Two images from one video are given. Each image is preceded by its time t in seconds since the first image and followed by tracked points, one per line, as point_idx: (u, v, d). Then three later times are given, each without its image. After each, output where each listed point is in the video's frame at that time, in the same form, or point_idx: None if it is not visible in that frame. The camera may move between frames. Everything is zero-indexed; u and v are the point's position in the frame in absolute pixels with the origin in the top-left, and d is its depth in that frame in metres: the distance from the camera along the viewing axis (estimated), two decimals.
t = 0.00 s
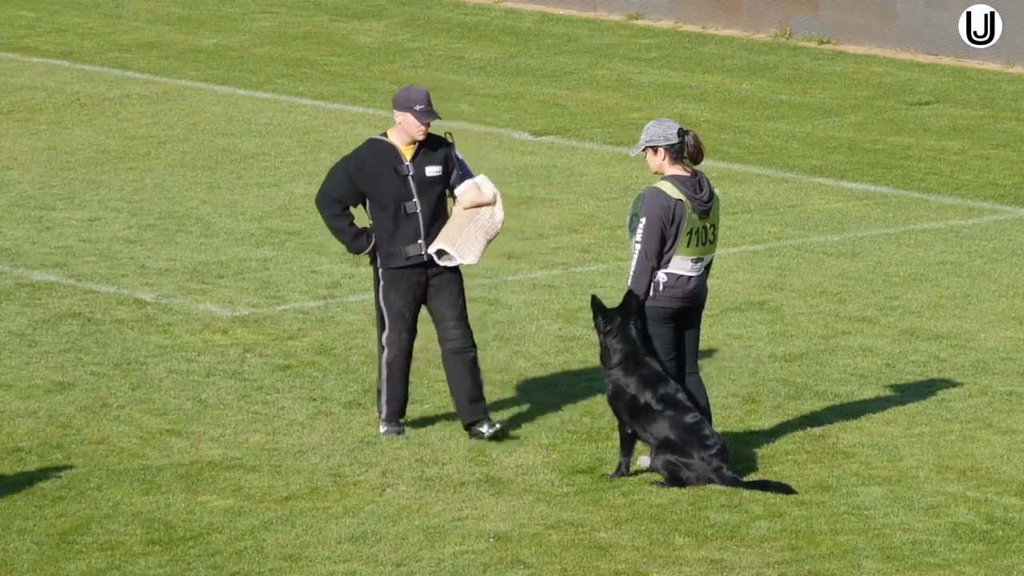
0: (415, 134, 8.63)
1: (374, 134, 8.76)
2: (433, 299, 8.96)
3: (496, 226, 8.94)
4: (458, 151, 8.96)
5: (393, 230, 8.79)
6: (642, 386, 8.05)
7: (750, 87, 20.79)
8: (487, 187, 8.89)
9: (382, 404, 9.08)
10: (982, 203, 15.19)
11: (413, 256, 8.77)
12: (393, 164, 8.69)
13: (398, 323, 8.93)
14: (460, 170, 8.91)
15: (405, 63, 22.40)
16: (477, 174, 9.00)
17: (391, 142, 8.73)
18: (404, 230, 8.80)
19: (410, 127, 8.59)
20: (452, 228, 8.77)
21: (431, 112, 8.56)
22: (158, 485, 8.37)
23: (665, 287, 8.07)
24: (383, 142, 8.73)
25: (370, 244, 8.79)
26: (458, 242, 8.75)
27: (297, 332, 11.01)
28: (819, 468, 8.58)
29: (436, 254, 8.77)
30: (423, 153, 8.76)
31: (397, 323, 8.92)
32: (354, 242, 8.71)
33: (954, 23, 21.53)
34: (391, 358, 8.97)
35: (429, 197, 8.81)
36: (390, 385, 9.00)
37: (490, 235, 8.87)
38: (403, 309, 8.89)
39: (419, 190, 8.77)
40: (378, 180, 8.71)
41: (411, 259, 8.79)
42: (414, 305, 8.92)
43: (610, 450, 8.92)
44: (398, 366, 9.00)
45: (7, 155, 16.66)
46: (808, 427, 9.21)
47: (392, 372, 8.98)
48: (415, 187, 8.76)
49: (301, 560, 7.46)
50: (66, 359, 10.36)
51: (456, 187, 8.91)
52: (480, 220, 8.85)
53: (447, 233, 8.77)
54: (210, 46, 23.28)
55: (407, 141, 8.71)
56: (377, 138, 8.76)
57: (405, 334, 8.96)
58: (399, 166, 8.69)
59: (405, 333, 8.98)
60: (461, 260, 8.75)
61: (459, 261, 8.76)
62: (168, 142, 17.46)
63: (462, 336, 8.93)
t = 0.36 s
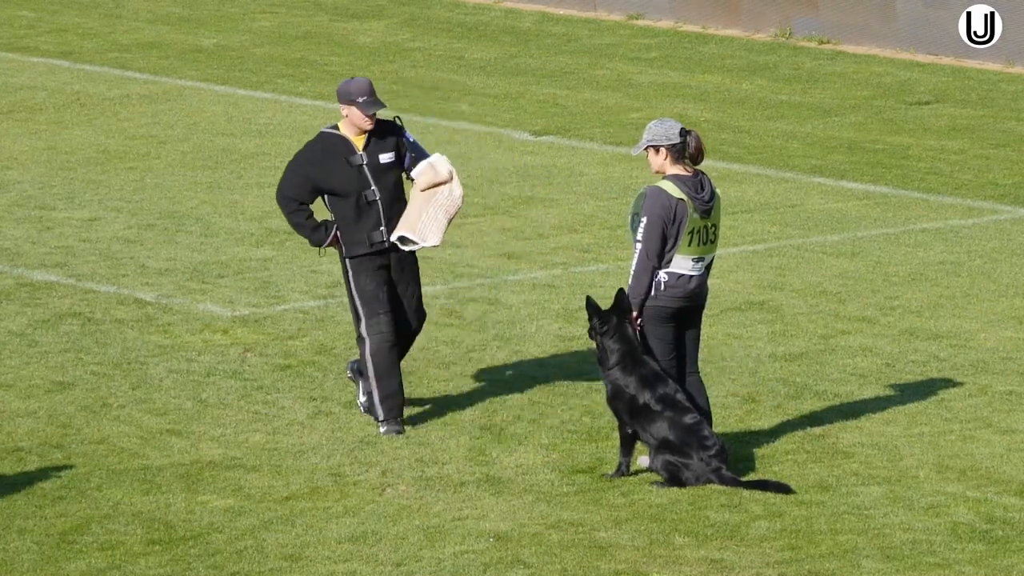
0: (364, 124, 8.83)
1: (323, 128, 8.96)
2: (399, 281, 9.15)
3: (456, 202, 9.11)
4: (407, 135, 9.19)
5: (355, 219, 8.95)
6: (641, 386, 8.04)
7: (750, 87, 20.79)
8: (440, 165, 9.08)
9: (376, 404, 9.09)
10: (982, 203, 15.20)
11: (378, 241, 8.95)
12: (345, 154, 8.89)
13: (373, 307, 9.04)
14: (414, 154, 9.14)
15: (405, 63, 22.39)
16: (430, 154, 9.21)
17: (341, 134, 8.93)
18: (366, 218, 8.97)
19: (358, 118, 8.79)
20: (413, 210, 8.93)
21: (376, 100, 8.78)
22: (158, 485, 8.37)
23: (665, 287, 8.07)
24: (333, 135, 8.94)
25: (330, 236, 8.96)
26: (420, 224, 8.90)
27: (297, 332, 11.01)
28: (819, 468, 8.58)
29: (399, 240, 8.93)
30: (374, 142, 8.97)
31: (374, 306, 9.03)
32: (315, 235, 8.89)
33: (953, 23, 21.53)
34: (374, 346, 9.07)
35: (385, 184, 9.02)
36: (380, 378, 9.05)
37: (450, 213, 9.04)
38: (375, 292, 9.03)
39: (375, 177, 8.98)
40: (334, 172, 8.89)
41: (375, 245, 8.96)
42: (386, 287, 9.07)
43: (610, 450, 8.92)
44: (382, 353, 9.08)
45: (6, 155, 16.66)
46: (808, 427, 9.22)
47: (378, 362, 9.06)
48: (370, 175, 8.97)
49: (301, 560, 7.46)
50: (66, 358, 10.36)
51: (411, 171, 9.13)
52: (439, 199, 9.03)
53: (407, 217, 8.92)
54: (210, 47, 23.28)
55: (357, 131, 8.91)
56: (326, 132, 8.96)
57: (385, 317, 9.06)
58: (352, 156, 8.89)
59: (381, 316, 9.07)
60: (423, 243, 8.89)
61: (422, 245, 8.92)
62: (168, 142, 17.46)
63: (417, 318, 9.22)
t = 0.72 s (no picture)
0: (333, 103, 9.11)
1: (292, 107, 9.27)
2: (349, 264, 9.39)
3: (408, 202, 9.47)
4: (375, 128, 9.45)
5: (308, 197, 9.22)
6: (640, 387, 8.03)
7: (750, 87, 20.79)
8: (400, 163, 9.43)
9: (319, 378, 9.38)
10: (982, 203, 15.20)
11: (327, 221, 9.19)
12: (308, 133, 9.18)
13: (320, 286, 9.31)
14: (377, 146, 9.41)
15: (405, 63, 22.39)
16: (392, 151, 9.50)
17: (308, 114, 9.23)
18: (319, 198, 9.24)
19: (329, 96, 9.08)
20: (367, 197, 9.23)
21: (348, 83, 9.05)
22: (158, 485, 8.37)
23: (666, 287, 8.06)
24: (301, 113, 9.23)
25: (281, 211, 9.24)
26: (372, 211, 9.23)
27: (297, 331, 11.03)
28: (819, 468, 8.58)
29: (349, 223, 9.20)
30: (339, 125, 9.24)
31: (320, 285, 9.30)
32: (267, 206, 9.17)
33: (954, 23, 21.54)
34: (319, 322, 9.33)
35: (344, 168, 9.27)
36: (322, 354, 9.32)
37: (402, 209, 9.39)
38: (323, 272, 9.29)
39: (334, 159, 9.23)
40: (295, 149, 9.18)
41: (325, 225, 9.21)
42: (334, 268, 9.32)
43: (609, 450, 8.91)
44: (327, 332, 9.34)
45: (7, 155, 16.66)
46: (807, 428, 9.22)
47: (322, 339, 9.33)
48: (329, 157, 9.22)
49: (301, 560, 7.46)
50: (66, 359, 10.36)
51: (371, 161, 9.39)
52: (394, 194, 9.37)
53: (362, 202, 9.22)
54: (210, 47, 23.27)
55: (325, 112, 9.21)
56: (295, 110, 9.26)
57: (331, 297, 9.33)
58: (315, 136, 9.17)
59: (327, 296, 9.33)
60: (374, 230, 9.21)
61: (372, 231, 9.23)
62: (168, 142, 17.46)
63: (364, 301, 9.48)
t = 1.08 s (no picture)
0: (278, 108, 9.24)
1: (237, 111, 9.36)
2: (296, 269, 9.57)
3: (357, 195, 9.66)
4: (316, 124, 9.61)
5: (261, 201, 9.37)
6: (640, 387, 8.03)
7: (750, 87, 20.79)
8: (345, 158, 9.59)
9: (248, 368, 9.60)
10: (982, 203, 15.21)
11: (279, 226, 9.37)
12: (255, 137, 9.30)
13: (264, 291, 9.51)
14: (321, 142, 9.57)
15: (405, 63, 22.40)
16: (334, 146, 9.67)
17: (254, 118, 9.33)
18: (271, 201, 9.40)
19: (274, 101, 9.20)
20: (317, 197, 9.43)
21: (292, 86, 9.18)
22: (158, 485, 8.37)
23: (667, 287, 8.06)
24: (247, 118, 9.33)
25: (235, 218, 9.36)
26: (324, 212, 9.42)
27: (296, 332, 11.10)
28: (819, 468, 8.58)
29: (303, 224, 9.40)
30: (286, 127, 9.38)
31: (263, 289, 9.50)
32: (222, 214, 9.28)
33: (954, 22, 21.54)
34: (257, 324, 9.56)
35: (293, 169, 9.45)
36: (255, 352, 9.56)
37: (351, 203, 9.58)
38: (269, 278, 9.48)
39: (283, 162, 9.40)
40: (244, 154, 9.31)
41: (278, 229, 9.39)
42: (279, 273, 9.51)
43: (608, 451, 8.91)
44: (263, 333, 9.57)
45: (7, 156, 16.66)
46: (808, 428, 9.21)
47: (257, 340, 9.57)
48: (278, 160, 9.39)
49: (301, 560, 7.46)
50: (66, 359, 10.35)
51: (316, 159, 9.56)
52: (342, 190, 9.56)
53: (311, 203, 9.42)
54: (210, 47, 23.27)
55: (270, 116, 9.32)
56: (241, 114, 9.35)
57: (271, 302, 9.54)
58: (264, 141, 9.31)
59: (270, 300, 9.54)
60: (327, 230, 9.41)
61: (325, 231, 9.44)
62: (168, 142, 17.46)
63: (322, 301, 9.57)
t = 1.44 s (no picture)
0: (233, 98, 9.45)
1: (195, 104, 9.59)
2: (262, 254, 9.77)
3: (320, 184, 9.77)
4: (277, 115, 9.79)
5: (221, 191, 9.59)
6: (645, 388, 8.01)
7: (752, 87, 20.80)
8: (305, 148, 9.75)
9: (247, 368, 9.64)
10: (985, 203, 15.21)
11: (240, 215, 9.58)
12: (213, 128, 9.51)
13: (239, 277, 9.66)
14: (281, 133, 9.75)
15: (407, 63, 22.41)
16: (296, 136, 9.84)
17: (211, 109, 9.55)
18: (231, 191, 9.61)
19: (229, 92, 9.40)
20: (277, 188, 9.58)
21: (246, 76, 9.38)
22: (161, 485, 8.37)
23: (670, 288, 8.06)
24: (205, 110, 9.56)
25: (195, 208, 9.59)
26: (283, 203, 9.55)
27: (300, 332, 11.12)
28: (823, 469, 8.58)
29: (262, 216, 9.56)
30: (244, 119, 9.58)
31: (239, 275, 9.65)
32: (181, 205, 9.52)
33: (953, 23, 21.73)
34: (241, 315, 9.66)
35: (252, 160, 9.64)
36: (249, 345, 9.62)
37: (313, 193, 9.71)
38: (240, 262, 9.65)
39: (242, 153, 9.59)
40: (201, 146, 9.52)
41: (238, 218, 9.60)
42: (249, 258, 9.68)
43: (612, 451, 8.91)
44: (248, 320, 9.67)
45: (9, 155, 16.66)
46: (810, 428, 9.22)
47: (245, 331, 9.65)
48: (238, 151, 9.58)
49: (304, 560, 7.45)
50: (68, 359, 10.35)
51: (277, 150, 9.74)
52: (303, 180, 9.70)
53: (271, 195, 9.57)
54: (213, 47, 23.28)
55: (227, 108, 9.54)
56: (199, 107, 9.58)
57: (249, 286, 9.67)
58: (221, 131, 9.51)
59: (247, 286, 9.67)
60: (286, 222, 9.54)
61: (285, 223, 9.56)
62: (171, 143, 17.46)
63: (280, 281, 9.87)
